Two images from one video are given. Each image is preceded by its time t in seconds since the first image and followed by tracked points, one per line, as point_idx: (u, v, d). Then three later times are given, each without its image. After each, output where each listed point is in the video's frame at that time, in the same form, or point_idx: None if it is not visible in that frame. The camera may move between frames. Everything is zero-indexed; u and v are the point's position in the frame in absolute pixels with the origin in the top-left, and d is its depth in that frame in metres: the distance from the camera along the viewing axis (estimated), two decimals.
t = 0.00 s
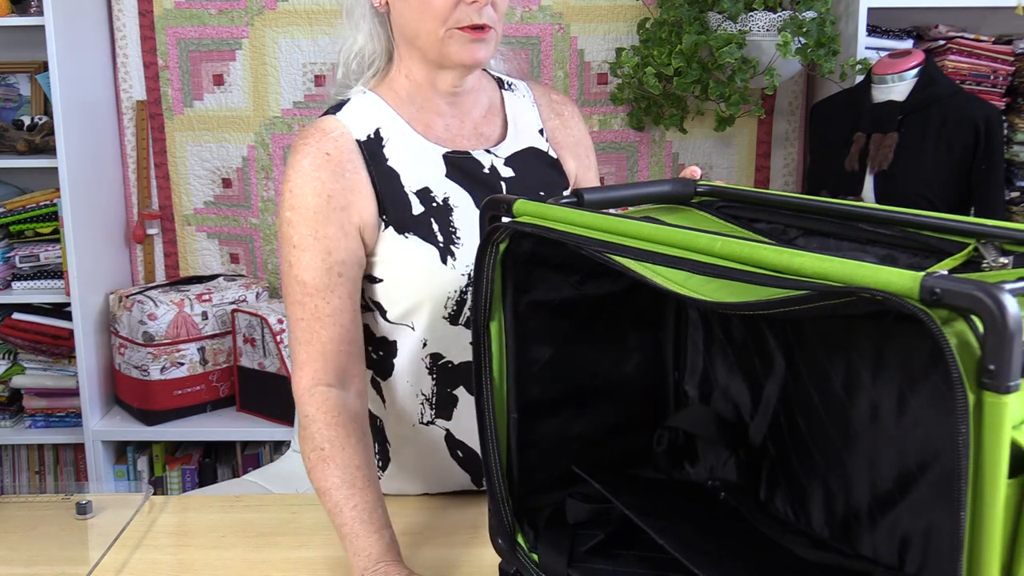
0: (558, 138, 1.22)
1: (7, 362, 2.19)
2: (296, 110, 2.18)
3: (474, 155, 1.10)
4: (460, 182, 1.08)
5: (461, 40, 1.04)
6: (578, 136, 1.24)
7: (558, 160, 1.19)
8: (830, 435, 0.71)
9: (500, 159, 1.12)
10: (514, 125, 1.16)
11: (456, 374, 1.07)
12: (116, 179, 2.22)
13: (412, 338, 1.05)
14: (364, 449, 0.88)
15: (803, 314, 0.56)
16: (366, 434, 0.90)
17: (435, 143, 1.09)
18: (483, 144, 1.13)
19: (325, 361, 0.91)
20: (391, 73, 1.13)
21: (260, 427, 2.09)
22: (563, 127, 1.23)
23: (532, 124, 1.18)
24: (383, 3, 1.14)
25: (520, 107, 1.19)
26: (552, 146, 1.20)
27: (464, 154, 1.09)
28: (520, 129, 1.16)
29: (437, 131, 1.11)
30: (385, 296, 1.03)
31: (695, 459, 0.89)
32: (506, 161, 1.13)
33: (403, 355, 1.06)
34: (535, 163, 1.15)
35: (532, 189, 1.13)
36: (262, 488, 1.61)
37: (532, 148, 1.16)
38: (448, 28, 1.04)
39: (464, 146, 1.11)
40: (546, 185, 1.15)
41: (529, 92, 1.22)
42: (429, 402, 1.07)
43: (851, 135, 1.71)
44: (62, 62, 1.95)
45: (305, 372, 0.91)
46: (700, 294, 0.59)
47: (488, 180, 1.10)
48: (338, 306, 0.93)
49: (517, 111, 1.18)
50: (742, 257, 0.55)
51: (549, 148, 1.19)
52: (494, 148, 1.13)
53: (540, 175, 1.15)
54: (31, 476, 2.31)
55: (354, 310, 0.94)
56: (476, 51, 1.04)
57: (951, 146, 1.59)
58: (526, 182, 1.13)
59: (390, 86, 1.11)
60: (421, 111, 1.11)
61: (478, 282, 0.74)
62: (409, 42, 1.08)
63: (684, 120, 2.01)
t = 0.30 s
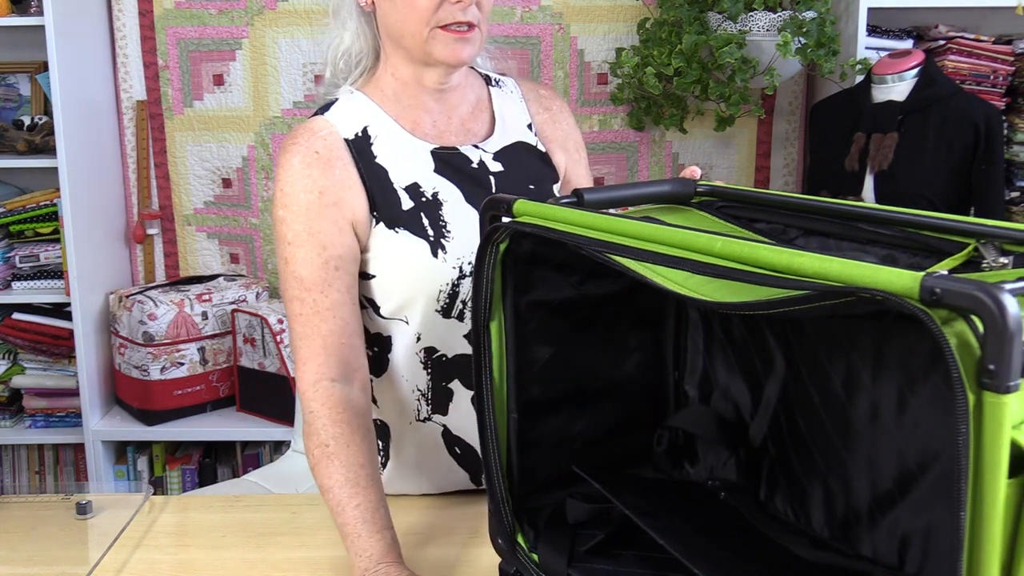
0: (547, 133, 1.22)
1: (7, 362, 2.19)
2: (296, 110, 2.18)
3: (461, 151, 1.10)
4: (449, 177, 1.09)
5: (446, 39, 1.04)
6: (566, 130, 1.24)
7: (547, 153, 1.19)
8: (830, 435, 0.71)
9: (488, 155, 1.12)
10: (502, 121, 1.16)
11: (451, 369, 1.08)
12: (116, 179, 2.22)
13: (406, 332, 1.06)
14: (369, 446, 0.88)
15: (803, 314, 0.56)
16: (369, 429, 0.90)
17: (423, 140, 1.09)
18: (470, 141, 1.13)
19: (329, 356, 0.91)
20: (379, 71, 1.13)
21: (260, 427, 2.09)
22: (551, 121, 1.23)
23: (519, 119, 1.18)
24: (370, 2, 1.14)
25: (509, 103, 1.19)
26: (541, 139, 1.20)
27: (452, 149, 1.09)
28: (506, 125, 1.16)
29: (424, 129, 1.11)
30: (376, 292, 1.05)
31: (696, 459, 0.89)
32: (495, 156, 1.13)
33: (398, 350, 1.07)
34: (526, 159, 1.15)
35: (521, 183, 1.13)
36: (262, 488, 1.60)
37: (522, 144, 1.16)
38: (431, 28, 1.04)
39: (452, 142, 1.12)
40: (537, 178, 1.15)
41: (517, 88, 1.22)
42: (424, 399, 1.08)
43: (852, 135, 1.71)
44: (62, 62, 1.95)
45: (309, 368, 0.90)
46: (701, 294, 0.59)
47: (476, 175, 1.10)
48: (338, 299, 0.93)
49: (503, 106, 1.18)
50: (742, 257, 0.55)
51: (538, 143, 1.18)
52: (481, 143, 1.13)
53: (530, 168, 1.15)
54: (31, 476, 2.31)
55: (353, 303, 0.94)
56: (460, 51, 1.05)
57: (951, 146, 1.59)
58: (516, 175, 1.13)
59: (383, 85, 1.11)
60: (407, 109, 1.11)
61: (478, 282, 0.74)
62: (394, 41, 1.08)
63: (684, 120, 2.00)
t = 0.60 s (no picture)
0: (541, 133, 1.22)
1: (7, 362, 2.19)
2: (296, 110, 2.18)
3: (456, 150, 1.10)
4: (444, 176, 1.09)
5: (438, 34, 1.04)
6: (560, 130, 1.24)
7: (541, 153, 1.19)
8: (830, 435, 0.71)
9: (483, 154, 1.13)
10: (496, 120, 1.16)
11: (446, 368, 1.08)
12: (116, 179, 2.22)
13: (401, 331, 1.07)
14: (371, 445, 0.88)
15: (802, 313, 0.56)
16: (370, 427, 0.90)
17: (418, 139, 1.09)
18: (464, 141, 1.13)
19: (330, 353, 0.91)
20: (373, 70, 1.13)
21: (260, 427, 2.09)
22: (546, 121, 1.23)
23: (514, 119, 1.18)
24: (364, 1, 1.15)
25: (504, 103, 1.19)
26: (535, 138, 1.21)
27: (446, 149, 1.09)
28: (501, 126, 1.16)
29: (419, 129, 1.11)
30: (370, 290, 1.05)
31: (696, 459, 0.89)
32: (489, 155, 1.13)
33: (394, 349, 1.07)
34: (522, 159, 1.15)
35: (515, 182, 1.13)
36: (262, 488, 1.60)
37: (517, 143, 1.16)
38: (423, 24, 1.04)
39: (446, 142, 1.12)
40: (531, 178, 1.15)
41: (512, 88, 1.22)
42: (420, 398, 1.09)
43: (852, 135, 1.71)
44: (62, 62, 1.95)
45: (310, 365, 0.90)
46: (701, 294, 0.59)
47: (471, 174, 1.10)
48: (338, 295, 0.93)
49: (497, 106, 1.18)
50: (742, 257, 0.55)
51: (533, 142, 1.18)
52: (476, 143, 1.13)
53: (525, 167, 1.15)
54: (31, 476, 2.31)
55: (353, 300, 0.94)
56: (452, 45, 1.04)
57: (951, 146, 1.59)
58: (510, 175, 1.13)
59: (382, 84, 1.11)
60: (402, 108, 1.11)
61: (478, 282, 0.74)
62: (387, 40, 1.08)
63: (684, 120, 2.00)
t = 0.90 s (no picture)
0: (547, 127, 1.20)
1: (7, 362, 2.19)
2: (296, 110, 2.18)
3: (461, 139, 1.10)
4: (447, 167, 1.08)
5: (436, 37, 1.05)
6: (568, 122, 1.22)
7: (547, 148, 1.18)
8: (830, 435, 0.71)
9: (489, 143, 1.12)
10: (503, 112, 1.16)
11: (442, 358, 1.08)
12: (116, 179, 2.22)
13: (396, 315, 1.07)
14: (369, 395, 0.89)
15: (803, 314, 0.56)
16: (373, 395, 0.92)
17: (424, 128, 1.09)
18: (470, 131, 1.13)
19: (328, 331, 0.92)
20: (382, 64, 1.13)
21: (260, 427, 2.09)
22: (553, 116, 1.21)
23: (520, 113, 1.17)
24: None
25: (510, 98, 1.18)
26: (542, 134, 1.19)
27: (451, 137, 1.09)
28: (509, 116, 1.15)
29: (425, 119, 1.11)
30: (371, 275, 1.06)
31: (696, 459, 0.89)
32: (496, 146, 1.12)
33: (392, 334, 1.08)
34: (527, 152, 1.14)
35: (517, 175, 1.12)
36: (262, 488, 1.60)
37: (524, 135, 1.15)
38: (423, 24, 1.04)
39: (453, 132, 1.11)
40: (534, 172, 1.13)
41: (518, 85, 1.21)
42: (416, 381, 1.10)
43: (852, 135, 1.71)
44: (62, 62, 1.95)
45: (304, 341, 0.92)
46: (701, 294, 0.59)
47: (475, 165, 1.10)
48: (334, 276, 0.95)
49: (504, 101, 1.17)
50: (742, 257, 0.55)
51: (539, 136, 1.18)
52: (483, 132, 1.13)
53: (529, 161, 1.13)
54: (30, 476, 2.31)
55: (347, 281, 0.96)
56: (450, 49, 1.05)
57: (951, 146, 1.59)
58: (514, 168, 1.12)
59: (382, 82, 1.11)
60: (409, 99, 1.11)
61: (478, 282, 0.74)
62: (392, 37, 1.08)
63: (684, 120, 2.00)
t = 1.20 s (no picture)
0: (548, 133, 1.21)
1: (7, 362, 2.19)
2: (296, 110, 2.18)
3: (463, 144, 1.10)
4: (447, 171, 1.08)
5: (419, 33, 1.04)
6: (569, 128, 1.22)
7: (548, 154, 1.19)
8: (830, 435, 0.71)
9: (490, 150, 1.12)
10: (505, 119, 1.16)
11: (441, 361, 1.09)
12: (116, 179, 2.22)
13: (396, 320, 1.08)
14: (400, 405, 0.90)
15: (803, 314, 0.56)
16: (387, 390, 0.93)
17: (425, 131, 1.09)
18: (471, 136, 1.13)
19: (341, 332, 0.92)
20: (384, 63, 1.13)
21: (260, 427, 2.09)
22: (554, 122, 1.22)
23: (521, 120, 1.17)
24: None
25: (511, 103, 1.19)
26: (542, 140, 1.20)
27: (453, 143, 1.09)
28: (511, 125, 1.16)
29: (426, 122, 1.11)
30: (372, 277, 1.06)
31: (696, 459, 0.89)
32: (497, 152, 1.13)
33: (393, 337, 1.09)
34: (527, 158, 1.15)
35: (517, 183, 1.12)
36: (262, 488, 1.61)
37: (524, 142, 1.16)
38: (406, 20, 1.04)
39: (453, 137, 1.12)
40: (534, 180, 1.14)
41: (521, 92, 1.22)
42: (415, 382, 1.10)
43: (852, 135, 1.71)
44: (62, 62, 1.95)
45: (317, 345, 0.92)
46: (701, 294, 0.59)
47: (475, 171, 1.10)
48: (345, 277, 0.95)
49: (506, 106, 1.17)
50: (742, 257, 0.55)
51: (540, 142, 1.18)
52: (483, 138, 1.13)
53: (529, 169, 1.14)
54: (30, 476, 2.30)
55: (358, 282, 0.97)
56: (433, 44, 1.05)
57: (951, 146, 1.59)
58: (515, 175, 1.12)
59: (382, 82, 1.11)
60: (410, 101, 1.11)
61: (478, 282, 0.74)
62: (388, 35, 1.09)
63: (684, 120, 2.00)
